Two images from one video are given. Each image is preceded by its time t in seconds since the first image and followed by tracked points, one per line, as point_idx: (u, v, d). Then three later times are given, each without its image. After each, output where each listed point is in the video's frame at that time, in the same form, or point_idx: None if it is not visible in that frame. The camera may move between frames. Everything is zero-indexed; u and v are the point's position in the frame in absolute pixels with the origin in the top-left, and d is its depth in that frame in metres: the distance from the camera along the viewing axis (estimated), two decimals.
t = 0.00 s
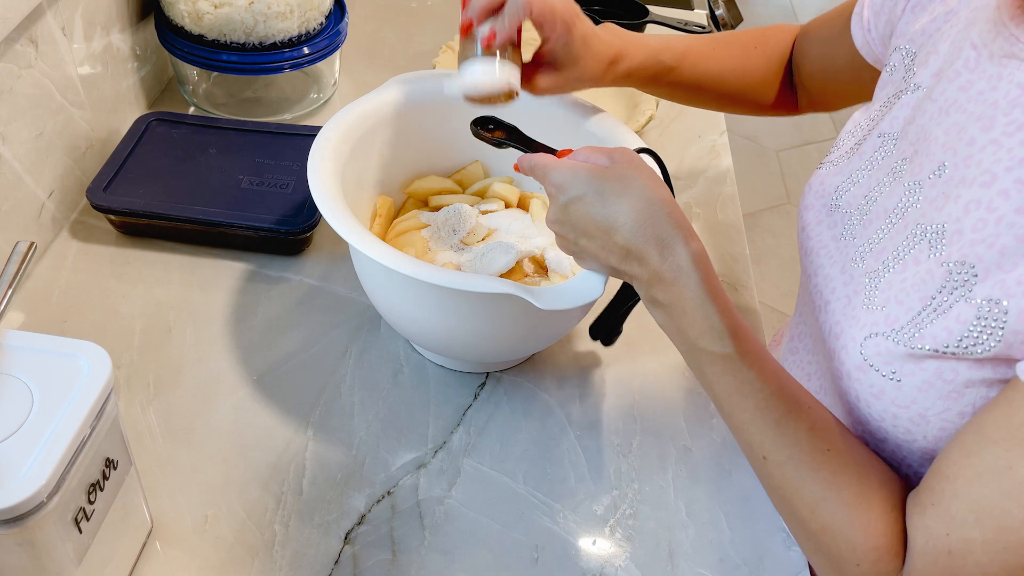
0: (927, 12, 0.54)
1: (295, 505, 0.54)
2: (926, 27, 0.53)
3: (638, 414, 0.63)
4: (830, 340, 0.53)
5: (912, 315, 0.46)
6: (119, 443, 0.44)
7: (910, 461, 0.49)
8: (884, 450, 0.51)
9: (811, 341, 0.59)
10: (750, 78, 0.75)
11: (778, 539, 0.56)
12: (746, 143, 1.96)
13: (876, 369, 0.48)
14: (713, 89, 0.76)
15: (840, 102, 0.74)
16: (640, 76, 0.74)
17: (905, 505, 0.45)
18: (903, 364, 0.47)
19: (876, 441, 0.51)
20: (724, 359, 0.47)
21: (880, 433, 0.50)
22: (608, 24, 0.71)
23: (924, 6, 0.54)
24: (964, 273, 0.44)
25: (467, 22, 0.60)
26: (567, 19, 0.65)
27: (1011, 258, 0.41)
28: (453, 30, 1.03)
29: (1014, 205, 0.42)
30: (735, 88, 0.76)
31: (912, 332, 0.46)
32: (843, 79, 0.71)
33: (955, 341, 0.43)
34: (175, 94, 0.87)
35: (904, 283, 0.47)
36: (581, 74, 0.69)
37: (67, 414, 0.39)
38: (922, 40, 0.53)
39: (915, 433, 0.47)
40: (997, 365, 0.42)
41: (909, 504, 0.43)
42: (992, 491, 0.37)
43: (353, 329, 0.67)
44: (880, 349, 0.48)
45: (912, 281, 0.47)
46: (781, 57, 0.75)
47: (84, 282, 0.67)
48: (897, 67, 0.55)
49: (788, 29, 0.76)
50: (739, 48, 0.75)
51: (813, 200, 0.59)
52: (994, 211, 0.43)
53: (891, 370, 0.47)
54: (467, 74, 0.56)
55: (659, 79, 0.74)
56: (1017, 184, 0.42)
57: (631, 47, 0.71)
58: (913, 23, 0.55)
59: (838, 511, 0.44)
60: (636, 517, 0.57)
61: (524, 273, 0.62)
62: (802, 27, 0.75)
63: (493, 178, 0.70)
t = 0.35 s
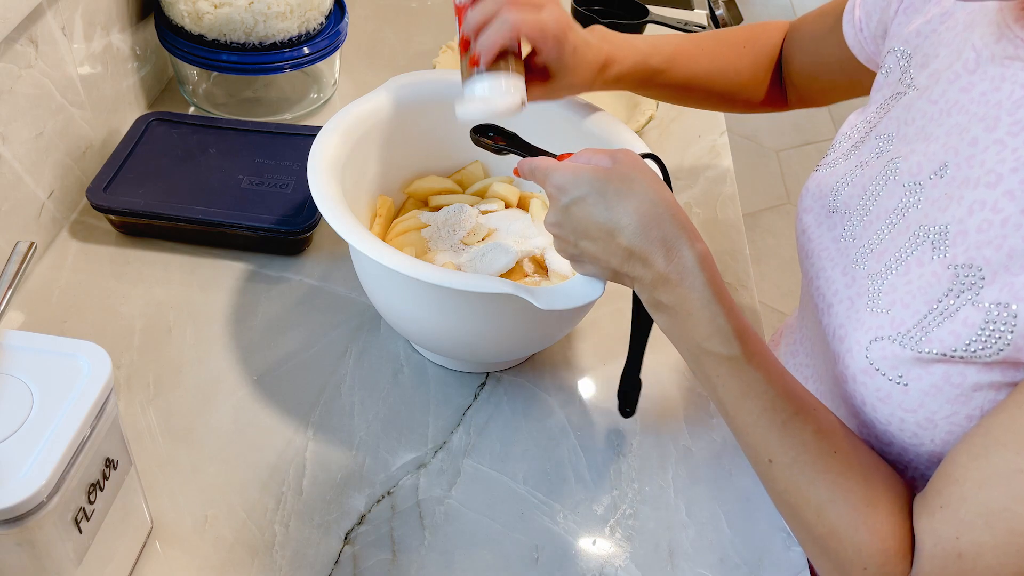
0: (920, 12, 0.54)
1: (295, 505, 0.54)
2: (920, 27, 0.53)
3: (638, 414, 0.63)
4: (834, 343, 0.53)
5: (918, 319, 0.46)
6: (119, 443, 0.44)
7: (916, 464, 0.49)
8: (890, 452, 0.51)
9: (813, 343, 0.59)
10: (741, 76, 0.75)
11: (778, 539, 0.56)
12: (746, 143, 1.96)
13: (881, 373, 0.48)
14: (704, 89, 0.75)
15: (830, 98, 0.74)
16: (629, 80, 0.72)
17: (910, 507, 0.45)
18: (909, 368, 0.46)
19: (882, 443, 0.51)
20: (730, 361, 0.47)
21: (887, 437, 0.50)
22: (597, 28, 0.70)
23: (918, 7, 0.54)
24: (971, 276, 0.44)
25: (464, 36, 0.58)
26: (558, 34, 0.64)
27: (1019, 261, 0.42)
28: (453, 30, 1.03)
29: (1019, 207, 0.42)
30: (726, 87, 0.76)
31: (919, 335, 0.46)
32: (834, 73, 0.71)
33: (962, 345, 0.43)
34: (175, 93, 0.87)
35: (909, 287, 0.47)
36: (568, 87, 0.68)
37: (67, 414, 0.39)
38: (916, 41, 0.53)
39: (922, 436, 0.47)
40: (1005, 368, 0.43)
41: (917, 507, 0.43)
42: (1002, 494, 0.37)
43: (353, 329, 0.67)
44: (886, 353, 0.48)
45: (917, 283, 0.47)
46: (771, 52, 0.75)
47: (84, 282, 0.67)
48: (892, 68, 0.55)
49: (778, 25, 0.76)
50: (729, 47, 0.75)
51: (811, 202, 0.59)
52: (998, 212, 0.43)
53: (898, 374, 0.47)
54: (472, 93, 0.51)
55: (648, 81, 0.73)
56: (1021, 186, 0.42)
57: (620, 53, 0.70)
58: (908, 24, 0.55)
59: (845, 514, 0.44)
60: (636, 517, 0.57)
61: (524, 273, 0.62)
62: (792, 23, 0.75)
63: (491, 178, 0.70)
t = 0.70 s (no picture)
0: (920, 10, 0.54)
1: (295, 505, 0.54)
2: (921, 26, 0.53)
3: (638, 414, 0.63)
4: (833, 340, 0.53)
5: (918, 315, 0.46)
6: (119, 443, 0.44)
7: (915, 462, 0.49)
8: (889, 450, 0.51)
9: (811, 341, 0.59)
10: (726, 72, 0.75)
11: (778, 539, 0.56)
12: (746, 143, 1.96)
13: (881, 369, 0.48)
14: (689, 83, 0.75)
15: (815, 93, 0.75)
16: (615, 76, 0.72)
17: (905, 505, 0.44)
18: (909, 365, 0.46)
19: (881, 441, 0.51)
20: (726, 356, 0.47)
21: (886, 434, 0.50)
22: (581, 24, 0.69)
23: (917, 5, 0.54)
24: (972, 272, 0.44)
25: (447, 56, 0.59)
26: (535, 40, 0.62)
27: (1020, 258, 0.42)
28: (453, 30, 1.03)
29: (1019, 203, 0.42)
30: (711, 82, 0.75)
31: (919, 332, 0.46)
32: (825, 72, 0.71)
33: (962, 342, 0.43)
34: (175, 93, 0.87)
35: (909, 283, 0.47)
36: (552, 90, 0.67)
37: (67, 414, 0.39)
38: (917, 39, 0.53)
39: (922, 433, 0.47)
40: (1004, 366, 0.43)
41: (910, 503, 0.43)
42: (1001, 489, 0.37)
43: (353, 329, 0.67)
44: (886, 349, 0.48)
45: (917, 280, 0.47)
46: (758, 48, 0.75)
47: (84, 282, 0.67)
48: (891, 66, 0.55)
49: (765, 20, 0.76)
50: (716, 42, 0.74)
51: (810, 199, 0.59)
52: (999, 207, 0.43)
53: (897, 371, 0.47)
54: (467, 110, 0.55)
55: (634, 76, 0.73)
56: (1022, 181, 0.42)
57: (603, 49, 0.69)
58: (907, 23, 0.55)
59: (846, 516, 0.43)
60: (635, 517, 0.57)
61: (524, 273, 0.62)
62: (781, 18, 0.75)
63: (490, 179, 0.70)
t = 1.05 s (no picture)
0: (920, 8, 0.54)
1: (295, 505, 0.54)
2: (921, 23, 0.53)
3: (638, 414, 0.63)
4: (833, 337, 0.52)
5: (919, 311, 0.46)
6: (119, 443, 0.44)
7: (915, 458, 0.49)
8: (889, 447, 0.51)
9: (810, 338, 0.59)
10: (717, 71, 0.75)
11: (778, 539, 0.56)
12: (746, 143, 1.96)
13: (882, 365, 0.48)
14: (681, 84, 0.75)
15: (809, 88, 0.75)
16: (604, 79, 0.72)
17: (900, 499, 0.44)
18: (910, 361, 0.46)
19: (881, 438, 0.51)
20: (725, 356, 0.47)
21: (886, 431, 0.50)
22: (569, 29, 0.68)
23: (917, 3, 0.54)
24: (973, 268, 0.44)
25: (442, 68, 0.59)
26: (526, 51, 0.62)
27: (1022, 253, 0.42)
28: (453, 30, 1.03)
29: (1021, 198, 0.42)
30: (702, 82, 0.76)
31: (921, 328, 0.46)
32: (824, 70, 0.71)
33: (963, 338, 0.43)
34: (175, 93, 0.87)
35: (910, 279, 0.47)
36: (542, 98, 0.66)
37: (67, 414, 0.39)
38: (917, 37, 0.53)
39: (922, 429, 0.47)
40: (1006, 361, 0.43)
41: (906, 497, 0.43)
42: (1001, 487, 0.37)
43: (353, 329, 0.67)
44: (887, 346, 0.48)
45: (918, 276, 0.47)
46: (750, 46, 0.75)
47: (84, 282, 0.67)
48: (891, 64, 0.55)
49: (760, 17, 0.75)
50: (705, 41, 0.74)
51: (810, 196, 0.59)
52: (1000, 203, 0.43)
53: (898, 367, 0.47)
54: (462, 122, 0.56)
55: (622, 78, 0.73)
56: None
57: (591, 54, 0.69)
58: (907, 21, 0.55)
59: (843, 512, 0.43)
60: (634, 517, 0.57)
61: (524, 273, 0.61)
62: (774, 16, 0.75)
63: (490, 179, 0.70)
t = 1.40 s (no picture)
0: (918, 9, 0.54)
1: (295, 505, 0.54)
2: (920, 24, 0.53)
3: (638, 414, 0.63)
4: (833, 339, 0.52)
5: (920, 313, 0.46)
6: (119, 443, 0.44)
7: (916, 460, 0.49)
8: (890, 449, 0.51)
9: (810, 340, 0.59)
10: (716, 69, 0.75)
11: (778, 539, 0.56)
12: (746, 143, 1.96)
13: (883, 368, 0.48)
14: (680, 79, 0.75)
15: (808, 87, 0.75)
16: (603, 73, 0.72)
17: (901, 502, 0.44)
18: (912, 363, 0.46)
19: (882, 440, 0.51)
20: (721, 356, 0.47)
21: (888, 433, 0.50)
22: (569, 20, 0.69)
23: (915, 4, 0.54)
24: (975, 271, 0.44)
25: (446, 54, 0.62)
26: (533, 43, 0.64)
27: None
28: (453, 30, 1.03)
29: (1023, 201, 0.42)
30: (701, 79, 0.75)
31: (922, 330, 0.46)
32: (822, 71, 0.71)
33: (965, 341, 0.44)
34: (175, 93, 0.87)
35: (911, 281, 0.47)
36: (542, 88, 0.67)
37: (67, 414, 0.39)
38: (916, 38, 0.53)
39: (924, 432, 0.47)
40: (1008, 364, 0.43)
41: (907, 500, 0.43)
42: (1002, 486, 0.37)
43: (353, 329, 0.67)
44: (888, 348, 0.48)
45: (919, 278, 0.47)
46: (750, 43, 0.75)
47: (84, 282, 0.67)
48: (890, 65, 0.55)
49: (757, 16, 0.75)
50: (705, 37, 0.74)
51: (810, 198, 0.59)
52: (1001, 205, 0.43)
53: (900, 369, 0.47)
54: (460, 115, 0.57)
55: (619, 73, 0.73)
56: None
57: (591, 46, 0.69)
58: (905, 22, 0.55)
59: (839, 514, 0.43)
60: (634, 516, 0.57)
61: (524, 273, 0.61)
62: (771, 15, 0.75)
63: (490, 179, 0.70)
